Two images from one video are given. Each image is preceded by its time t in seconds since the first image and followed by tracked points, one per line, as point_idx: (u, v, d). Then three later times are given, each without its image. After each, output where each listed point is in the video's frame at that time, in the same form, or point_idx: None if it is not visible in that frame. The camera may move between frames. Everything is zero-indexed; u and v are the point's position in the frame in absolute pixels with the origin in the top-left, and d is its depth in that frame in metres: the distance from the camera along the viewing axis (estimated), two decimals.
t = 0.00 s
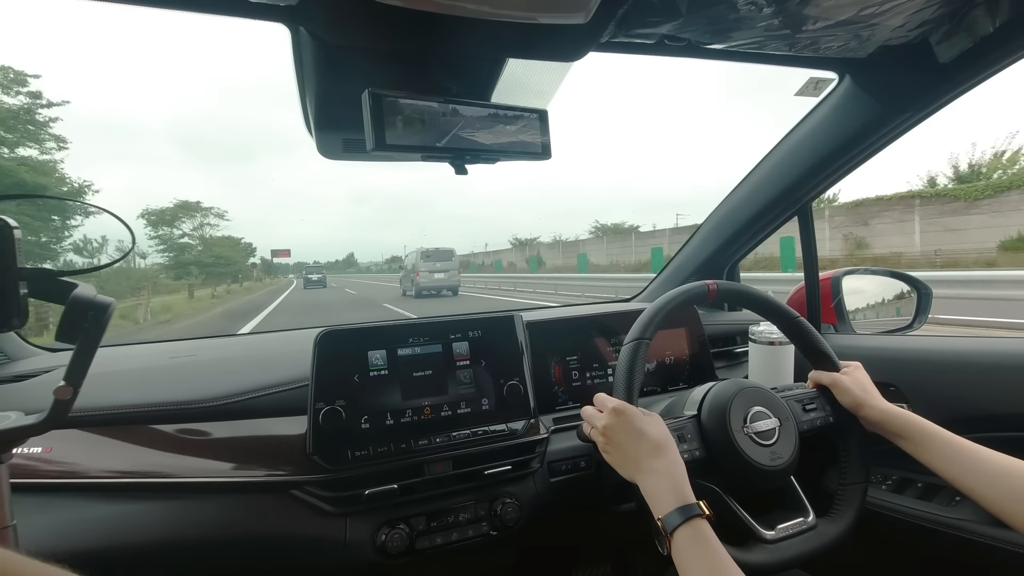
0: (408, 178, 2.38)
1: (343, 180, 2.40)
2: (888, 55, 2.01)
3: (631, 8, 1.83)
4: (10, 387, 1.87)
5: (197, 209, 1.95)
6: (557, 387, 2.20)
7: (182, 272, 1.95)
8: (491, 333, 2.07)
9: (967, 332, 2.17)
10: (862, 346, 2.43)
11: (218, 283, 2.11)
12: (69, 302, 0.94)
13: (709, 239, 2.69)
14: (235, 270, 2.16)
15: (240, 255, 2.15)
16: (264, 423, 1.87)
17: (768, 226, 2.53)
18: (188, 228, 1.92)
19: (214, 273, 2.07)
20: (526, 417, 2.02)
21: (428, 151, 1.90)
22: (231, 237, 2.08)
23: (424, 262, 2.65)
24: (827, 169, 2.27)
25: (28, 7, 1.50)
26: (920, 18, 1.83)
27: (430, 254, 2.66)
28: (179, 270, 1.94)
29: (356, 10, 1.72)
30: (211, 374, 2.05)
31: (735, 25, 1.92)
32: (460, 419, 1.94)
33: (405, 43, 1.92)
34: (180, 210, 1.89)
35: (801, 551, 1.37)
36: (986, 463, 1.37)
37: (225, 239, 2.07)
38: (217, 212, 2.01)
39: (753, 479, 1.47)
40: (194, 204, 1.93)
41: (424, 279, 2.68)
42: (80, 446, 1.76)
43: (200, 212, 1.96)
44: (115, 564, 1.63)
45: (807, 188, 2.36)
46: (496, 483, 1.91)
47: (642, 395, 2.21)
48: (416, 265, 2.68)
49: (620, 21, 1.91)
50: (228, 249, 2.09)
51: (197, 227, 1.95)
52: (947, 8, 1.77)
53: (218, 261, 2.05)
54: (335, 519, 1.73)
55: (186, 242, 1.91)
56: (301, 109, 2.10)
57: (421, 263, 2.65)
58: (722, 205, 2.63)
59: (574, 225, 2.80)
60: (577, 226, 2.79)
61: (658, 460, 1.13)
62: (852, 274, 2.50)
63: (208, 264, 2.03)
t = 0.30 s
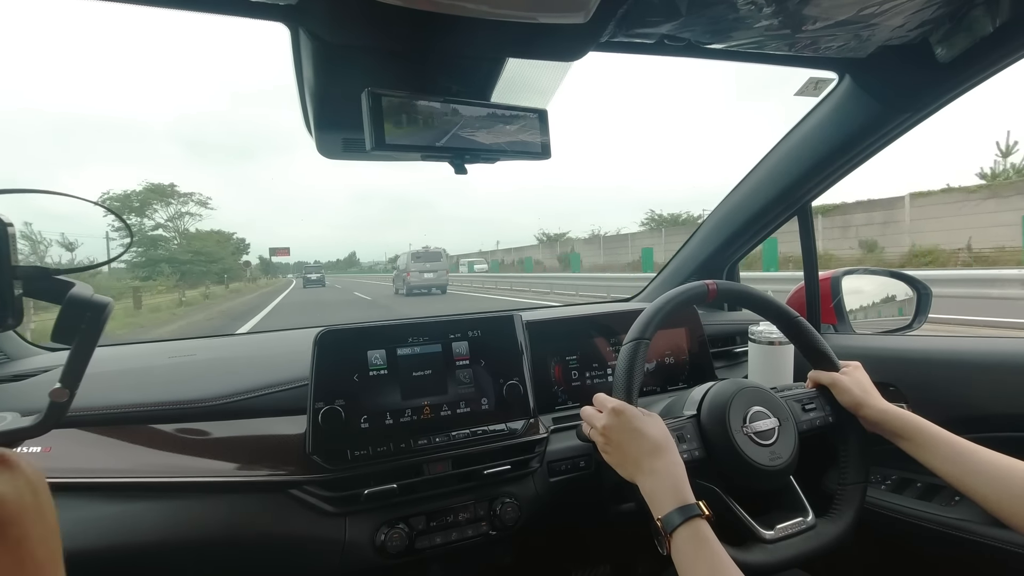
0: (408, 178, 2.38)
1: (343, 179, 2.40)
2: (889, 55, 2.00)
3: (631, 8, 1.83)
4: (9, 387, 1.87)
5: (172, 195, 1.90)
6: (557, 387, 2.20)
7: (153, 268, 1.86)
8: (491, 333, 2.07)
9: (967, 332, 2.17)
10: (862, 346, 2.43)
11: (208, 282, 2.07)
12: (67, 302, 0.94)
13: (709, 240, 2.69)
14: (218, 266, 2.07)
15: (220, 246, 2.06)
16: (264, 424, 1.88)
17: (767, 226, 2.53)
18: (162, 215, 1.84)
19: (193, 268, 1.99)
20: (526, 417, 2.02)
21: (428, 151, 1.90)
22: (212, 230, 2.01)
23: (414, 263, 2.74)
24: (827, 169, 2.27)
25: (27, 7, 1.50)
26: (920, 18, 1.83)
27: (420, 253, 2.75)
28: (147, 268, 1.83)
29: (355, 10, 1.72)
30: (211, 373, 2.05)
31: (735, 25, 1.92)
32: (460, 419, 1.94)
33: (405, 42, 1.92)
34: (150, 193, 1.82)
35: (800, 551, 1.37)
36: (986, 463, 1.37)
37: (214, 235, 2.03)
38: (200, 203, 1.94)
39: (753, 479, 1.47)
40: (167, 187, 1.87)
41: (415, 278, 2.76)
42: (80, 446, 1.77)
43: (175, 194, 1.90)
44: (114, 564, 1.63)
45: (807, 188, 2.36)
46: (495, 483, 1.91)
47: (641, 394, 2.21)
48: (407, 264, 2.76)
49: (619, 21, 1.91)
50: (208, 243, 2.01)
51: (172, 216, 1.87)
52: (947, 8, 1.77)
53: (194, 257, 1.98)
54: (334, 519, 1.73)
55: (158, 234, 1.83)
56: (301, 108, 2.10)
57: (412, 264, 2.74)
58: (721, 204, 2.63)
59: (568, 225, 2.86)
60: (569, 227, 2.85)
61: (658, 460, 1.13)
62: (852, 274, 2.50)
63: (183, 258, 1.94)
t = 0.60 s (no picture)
0: (407, 178, 2.38)
1: (343, 176, 2.40)
2: (889, 54, 2.01)
3: (630, 7, 1.83)
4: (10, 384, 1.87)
5: (132, 170, 1.78)
6: (557, 386, 2.20)
7: (108, 262, 1.72)
8: (490, 332, 2.07)
9: (966, 332, 2.17)
10: (861, 346, 2.43)
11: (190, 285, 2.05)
12: (53, 302, 1.07)
13: (709, 239, 2.69)
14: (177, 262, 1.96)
15: (200, 239, 2.03)
16: (263, 422, 1.88)
17: (767, 226, 2.53)
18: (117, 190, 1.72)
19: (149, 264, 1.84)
20: (525, 415, 2.02)
21: (428, 149, 1.90)
22: (177, 221, 1.89)
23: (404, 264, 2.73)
24: (827, 168, 2.27)
25: (27, 5, 1.50)
26: (920, 18, 1.83)
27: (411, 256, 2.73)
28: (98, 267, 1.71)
29: (354, 8, 1.72)
30: (210, 371, 2.05)
31: (735, 24, 1.92)
32: (459, 418, 1.94)
33: (405, 41, 1.92)
34: (102, 168, 1.71)
35: (799, 549, 1.38)
36: (985, 462, 1.37)
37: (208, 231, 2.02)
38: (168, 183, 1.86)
39: (752, 478, 1.47)
40: (122, 160, 1.75)
41: (407, 277, 2.77)
42: (80, 444, 1.76)
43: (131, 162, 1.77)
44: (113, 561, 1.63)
45: (807, 187, 2.35)
46: (494, 481, 1.91)
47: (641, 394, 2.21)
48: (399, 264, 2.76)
49: (619, 21, 1.91)
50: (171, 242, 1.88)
51: (134, 201, 1.74)
52: (947, 8, 1.77)
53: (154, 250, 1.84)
54: (334, 517, 1.73)
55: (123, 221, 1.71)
56: (301, 106, 2.10)
57: (404, 265, 2.73)
58: (721, 204, 2.63)
59: (565, 223, 2.86)
60: (570, 223, 2.88)
61: (657, 459, 1.14)
62: (852, 274, 2.50)
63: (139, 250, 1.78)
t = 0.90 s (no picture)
0: (407, 179, 2.38)
1: (343, 178, 2.40)
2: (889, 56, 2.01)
3: (630, 9, 1.83)
4: (9, 386, 1.87)
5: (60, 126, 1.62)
6: (557, 387, 2.20)
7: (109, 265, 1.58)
8: (491, 333, 2.07)
9: (966, 334, 2.17)
10: (861, 347, 2.43)
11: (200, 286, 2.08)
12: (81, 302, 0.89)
13: (709, 240, 2.69)
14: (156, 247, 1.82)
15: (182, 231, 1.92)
16: (263, 424, 1.87)
17: (767, 227, 2.52)
18: (41, 149, 1.56)
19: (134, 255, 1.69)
20: (525, 417, 2.02)
21: (428, 151, 1.90)
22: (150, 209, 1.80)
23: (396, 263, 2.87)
24: (827, 170, 2.27)
25: (28, 7, 1.50)
26: (920, 19, 1.83)
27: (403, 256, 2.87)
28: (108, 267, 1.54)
29: (354, 10, 1.72)
30: (210, 373, 2.05)
31: (734, 26, 1.92)
32: (459, 419, 1.94)
33: (405, 44, 1.93)
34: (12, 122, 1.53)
35: (800, 552, 1.37)
36: (985, 464, 1.37)
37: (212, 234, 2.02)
38: (122, 150, 1.74)
39: (752, 480, 1.47)
40: (36, 111, 1.57)
41: (397, 278, 2.88)
42: (80, 446, 1.76)
43: (49, 109, 1.60)
44: (113, 563, 1.63)
45: (807, 189, 2.35)
46: (495, 484, 1.90)
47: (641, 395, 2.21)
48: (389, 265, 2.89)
49: (619, 23, 1.91)
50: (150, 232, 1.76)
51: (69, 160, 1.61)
52: (947, 9, 1.77)
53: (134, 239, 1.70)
54: (333, 519, 1.73)
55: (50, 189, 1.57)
56: (301, 108, 2.10)
57: (395, 265, 2.87)
58: (721, 205, 2.63)
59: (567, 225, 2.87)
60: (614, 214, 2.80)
61: (658, 461, 1.14)
62: (852, 275, 2.50)
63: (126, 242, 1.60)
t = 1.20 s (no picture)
0: (407, 178, 2.37)
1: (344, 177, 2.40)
2: (889, 55, 2.01)
3: (630, 8, 1.83)
4: (8, 385, 1.86)
5: None
6: (557, 387, 2.20)
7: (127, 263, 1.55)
8: (490, 332, 2.07)
9: (966, 333, 2.17)
10: (861, 346, 2.42)
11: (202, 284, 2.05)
12: (79, 301, 0.90)
13: (709, 239, 2.69)
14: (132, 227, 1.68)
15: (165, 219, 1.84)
16: (263, 424, 1.87)
17: (767, 226, 2.52)
18: None
19: (96, 241, 1.53)
20: (525, 416, 2.02)
21: (428, 151, 1.90)
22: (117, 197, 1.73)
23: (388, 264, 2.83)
24: (827, 169, 2.27)
25: (28, 7, 1.50)
26: (920, 19, 1.83)
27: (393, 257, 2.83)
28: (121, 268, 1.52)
29: (354, 9, 1.72)
30: (210, 372, 2.05)
31: (735, 25, 1.92)
32: (459, 418, 1.94)
33: (404, 44, 1.93)
34: None
35: (799, 551, 1.37)
36: (985, 462, 1.37)
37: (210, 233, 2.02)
38: (21, 85, 1.54)
39: (752, 479, 1.47)
40: None
41: (390, 277, 2.85)
42: (80, 445, 1.76)
43: None
44: (112, 562, 1.63)
45: (806, 188, 2.36)
46: (494, 483, 1.90)
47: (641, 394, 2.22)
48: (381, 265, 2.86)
49: (619, 22, 1.91)
50: (119, 217, 1.57)
51: None
52: (947, 9, 1.77)
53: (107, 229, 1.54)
54: (334, 518, 1.73)
55: None
56: (301, 107, 2.10)
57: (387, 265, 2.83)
58: (721, 204, 2.63)
59: (565, 225, 2.88)
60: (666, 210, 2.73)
61: (657, 460, 1.14)
62: (852, 274, 2.50)
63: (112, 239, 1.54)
